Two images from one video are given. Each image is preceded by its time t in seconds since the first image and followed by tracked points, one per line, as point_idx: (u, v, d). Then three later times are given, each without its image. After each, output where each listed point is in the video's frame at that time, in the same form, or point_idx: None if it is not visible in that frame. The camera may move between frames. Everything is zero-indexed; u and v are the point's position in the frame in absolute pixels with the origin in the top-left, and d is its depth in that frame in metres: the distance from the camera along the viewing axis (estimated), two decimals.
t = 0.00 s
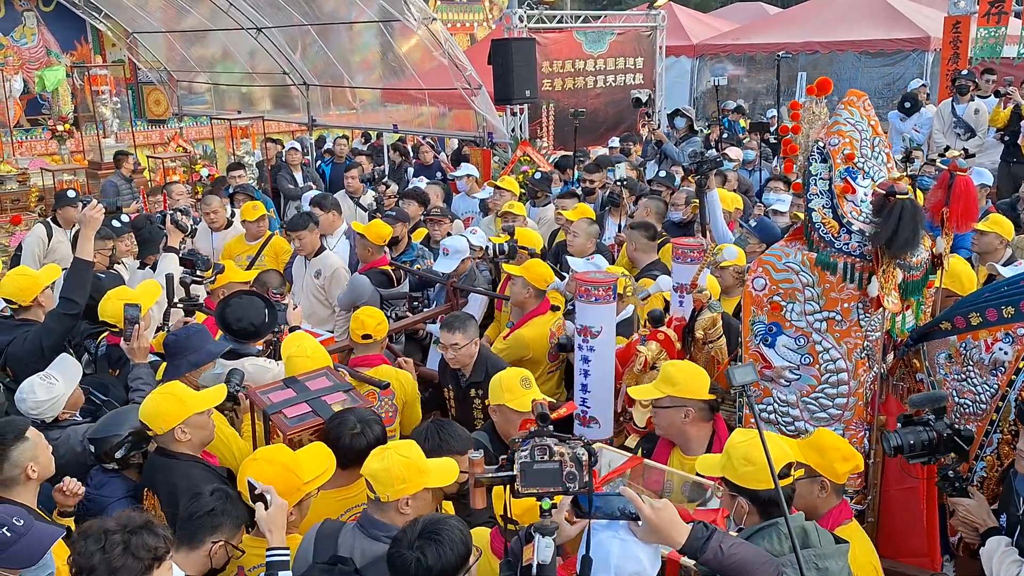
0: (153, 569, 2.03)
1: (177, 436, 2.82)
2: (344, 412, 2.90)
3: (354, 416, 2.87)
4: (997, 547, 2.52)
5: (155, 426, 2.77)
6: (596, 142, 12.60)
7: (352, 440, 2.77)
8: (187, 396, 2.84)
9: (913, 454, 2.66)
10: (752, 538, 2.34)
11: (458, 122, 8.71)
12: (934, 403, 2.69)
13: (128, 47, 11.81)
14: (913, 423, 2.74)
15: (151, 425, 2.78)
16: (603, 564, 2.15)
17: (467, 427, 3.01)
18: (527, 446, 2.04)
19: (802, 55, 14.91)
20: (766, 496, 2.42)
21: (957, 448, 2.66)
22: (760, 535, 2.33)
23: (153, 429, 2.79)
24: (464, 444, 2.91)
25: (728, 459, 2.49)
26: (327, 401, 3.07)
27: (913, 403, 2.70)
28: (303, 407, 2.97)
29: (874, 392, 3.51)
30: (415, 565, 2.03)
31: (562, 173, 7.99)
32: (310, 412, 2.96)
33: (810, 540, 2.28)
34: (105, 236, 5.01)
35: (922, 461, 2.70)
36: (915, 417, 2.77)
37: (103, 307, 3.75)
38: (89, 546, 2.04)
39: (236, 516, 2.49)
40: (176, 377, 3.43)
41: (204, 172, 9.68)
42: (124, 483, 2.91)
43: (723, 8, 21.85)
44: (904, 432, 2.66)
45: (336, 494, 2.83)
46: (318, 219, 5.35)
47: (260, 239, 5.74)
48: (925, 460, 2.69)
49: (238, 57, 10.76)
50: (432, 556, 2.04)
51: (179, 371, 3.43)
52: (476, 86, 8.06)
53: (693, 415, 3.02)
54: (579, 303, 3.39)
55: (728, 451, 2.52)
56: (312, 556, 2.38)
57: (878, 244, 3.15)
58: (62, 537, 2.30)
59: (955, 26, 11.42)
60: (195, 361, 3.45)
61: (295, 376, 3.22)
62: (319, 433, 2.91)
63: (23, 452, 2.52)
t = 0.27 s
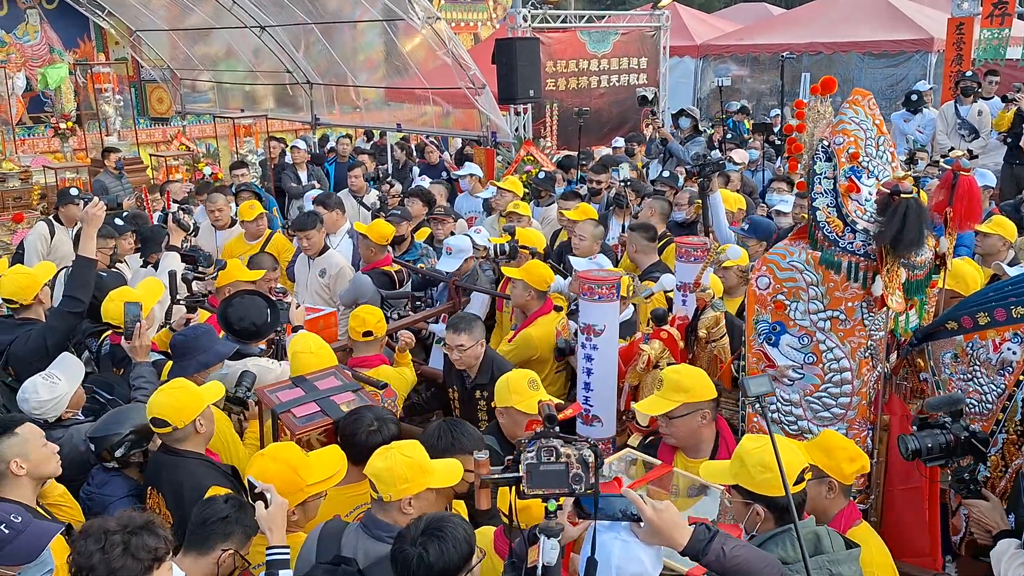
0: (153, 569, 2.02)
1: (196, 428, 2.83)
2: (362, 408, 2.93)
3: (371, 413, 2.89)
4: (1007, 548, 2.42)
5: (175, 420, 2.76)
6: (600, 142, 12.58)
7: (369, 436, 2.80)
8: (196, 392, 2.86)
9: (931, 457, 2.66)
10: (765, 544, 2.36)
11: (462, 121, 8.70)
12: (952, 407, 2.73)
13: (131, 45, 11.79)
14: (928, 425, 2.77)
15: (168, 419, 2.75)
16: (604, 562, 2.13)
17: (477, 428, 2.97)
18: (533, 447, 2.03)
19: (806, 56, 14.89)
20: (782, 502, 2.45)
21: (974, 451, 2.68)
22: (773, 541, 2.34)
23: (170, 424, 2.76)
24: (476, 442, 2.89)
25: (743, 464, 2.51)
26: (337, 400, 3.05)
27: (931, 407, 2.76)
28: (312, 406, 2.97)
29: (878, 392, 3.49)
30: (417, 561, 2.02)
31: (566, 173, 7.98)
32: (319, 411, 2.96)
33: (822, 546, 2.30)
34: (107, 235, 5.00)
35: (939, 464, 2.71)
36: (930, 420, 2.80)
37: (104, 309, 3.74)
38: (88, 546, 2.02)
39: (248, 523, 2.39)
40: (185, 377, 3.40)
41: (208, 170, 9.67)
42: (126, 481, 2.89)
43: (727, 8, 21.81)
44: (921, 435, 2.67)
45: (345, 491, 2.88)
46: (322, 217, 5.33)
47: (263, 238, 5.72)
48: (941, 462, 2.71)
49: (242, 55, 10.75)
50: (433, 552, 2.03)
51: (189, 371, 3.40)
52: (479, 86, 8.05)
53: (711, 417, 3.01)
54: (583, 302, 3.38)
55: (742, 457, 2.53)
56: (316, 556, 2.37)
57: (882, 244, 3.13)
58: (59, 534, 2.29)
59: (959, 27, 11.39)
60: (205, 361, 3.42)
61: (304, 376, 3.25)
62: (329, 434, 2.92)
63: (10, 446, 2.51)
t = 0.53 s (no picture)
0: (151, 572, 2.02)
1: (202, 427, 2.86)
2: (364, 408, 2.94)
3: (372, 411, 2.90)
4: (1011, 548, 2.41)
5: (183, 419, 2.77)
6: (600, 141, 12.57)
7: (370, 435, 2.82)
8: (199, 391, 2.87)
9: (944, 458, 2.62)
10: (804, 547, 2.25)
11: (462, 121, 8.70)
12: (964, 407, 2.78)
13: (131, 47, 11.79)
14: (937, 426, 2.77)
15: (175, 418, 2.76)
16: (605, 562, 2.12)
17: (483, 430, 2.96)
18: (531, 449, 2.03)
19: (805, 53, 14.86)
20: (827, 510, 2.36)
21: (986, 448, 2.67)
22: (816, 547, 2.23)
23: (177, 423, 2.77)
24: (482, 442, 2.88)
25: (784, 469, 2.44)
26: (336, 401, 3.05)
27: (941, 406, 2.80)
28: (312, 407, 2.98)
29: (877, 392, 3.48)
30: (415, 560, 2.02)
31: (565, 172, 7.98)
32: (319, 412, 2.97)
33: (864, 556, 2.22)
34: (107, 237, 5.00)
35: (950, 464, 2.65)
36: (940, 419, 2.78)
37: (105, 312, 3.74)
38: (86, 550, 2.02)
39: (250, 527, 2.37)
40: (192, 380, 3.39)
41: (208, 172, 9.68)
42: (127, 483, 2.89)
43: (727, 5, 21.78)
44: (935, 435, 2.62)
45: (350, 491, 2.88)
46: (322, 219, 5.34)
47: (262, 239, 5.73)
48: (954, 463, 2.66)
49: (241, 57, 10.76)
50: (431, 551, 2.03)
51: (195, 374, 3.39)
52: (479, 85, 8.05)
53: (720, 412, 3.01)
54: (580, 304, 3.37)
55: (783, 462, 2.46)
56: (318, 556, 2.37)
57: (879, 245, 3.13)
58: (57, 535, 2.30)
59: (959, 24, 11.36)
60: (212, 365, 3.41)
61: (302, 379, 3.25)
62: (330, 435, 2.91)
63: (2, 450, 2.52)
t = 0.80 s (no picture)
0: None
1: (201, 430, 2.85)
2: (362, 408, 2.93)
3: (371, 411, 2.89)
4: (1010, 544, 2.39)
5: (181, 421, 2.78)
6: (598, 141, 12.56)
7: (369, 433, 2.81)
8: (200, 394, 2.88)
9: (948, 461, 2.65)
10: (848, 558, 2.17)
11: (460, 121, 8.70)
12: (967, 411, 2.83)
13: (128, 49, 11.77)
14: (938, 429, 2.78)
15: (173, 420, 2.77)
16: (606, 560, 2.13)
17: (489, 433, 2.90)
18: (526, 452, 2.01)
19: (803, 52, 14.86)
20: (871, 514, 2.33)
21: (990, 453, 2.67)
22: (861, 553, 2.17)
23: (176, 425, 2.78)
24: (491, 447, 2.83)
25: (829, 473, 2.42)
26: (334, 402, 3.04)
27: (947, 410, 2.85)
28: (310, 409, 2.96)
29: (872, 390, 3.45)
30: (414, 558, 2.01)
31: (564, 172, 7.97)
32: (318, 413, 2.95)
33: (908, 563, 2.21)
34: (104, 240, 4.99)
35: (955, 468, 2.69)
36: (943, 422, 2.79)
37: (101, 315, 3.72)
38: (79, 558, 2.00)
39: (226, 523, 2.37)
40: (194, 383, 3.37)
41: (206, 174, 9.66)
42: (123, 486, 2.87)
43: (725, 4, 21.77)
44: (939, 439, 2.66)
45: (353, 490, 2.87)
46: (320, 220, 5.32)
47: (259, 241, 5.71)
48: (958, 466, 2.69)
49: (239, 59, 10.75)
50: (430, 549, 2.01)
51: (197, 377, 3.38)
52: (477, 85, 8.05)
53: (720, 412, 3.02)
54: (576, 305, 3.35)
55: (828, 467, 2.44)
56: (318, 559, 2.35)
57: (872, 244, 3.12)
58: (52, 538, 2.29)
59: (956, 22, 11.36)
60: (213, 366, 3.40)
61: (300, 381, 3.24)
62: (328, 436, 2.90)
63: None
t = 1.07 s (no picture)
0: None
1: (196, 435, 2.85)
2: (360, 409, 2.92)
3: (370, 413, 2.88)
4: (1008, 538, 2.39)
5: (175, 426, 2.77)
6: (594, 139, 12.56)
7: (367, 434, 2.79)
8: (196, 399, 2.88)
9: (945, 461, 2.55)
10: (875, 563, 2.10)
11: (455, 122, 8.70)
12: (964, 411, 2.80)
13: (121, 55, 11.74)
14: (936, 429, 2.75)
15: (168, 426, 2.77)
16: (601, 555, 2.11)
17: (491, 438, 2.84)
18: (515, 453, 2.01)
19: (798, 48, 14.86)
20: (888, 514, 2.30)
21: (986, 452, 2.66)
22: (887, 558, 2.11)
23: (170, 430, 2.78)
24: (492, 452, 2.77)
25: (843, 475, 2.39)
26: (330, 406, 3.03)
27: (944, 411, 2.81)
28: (307, 413, 2.95)
29: (864, 383, 3.45)
30: (411, 555, 2.00)
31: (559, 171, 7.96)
32: (314, 417, 2.94)
33: (934, 567, 2.13)
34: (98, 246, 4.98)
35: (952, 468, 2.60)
36: (940, 422, 2.78)
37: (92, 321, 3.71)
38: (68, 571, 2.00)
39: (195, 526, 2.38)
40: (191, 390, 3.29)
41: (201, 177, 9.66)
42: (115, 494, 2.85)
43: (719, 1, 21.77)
44: (937, 440, 2.57)
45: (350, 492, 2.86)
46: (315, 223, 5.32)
47: (254, 245, 5.71)
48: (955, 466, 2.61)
49: (233, 62, 10.74)
50: (427, 547, 2.00)
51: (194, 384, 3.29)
52: (471, 86, 8.06)
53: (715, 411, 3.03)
54: (570, 304, 3.34)
55: (843, 468, 2.41)
56: (311, 563, 2.33)
57: (862, 237, 3.11)
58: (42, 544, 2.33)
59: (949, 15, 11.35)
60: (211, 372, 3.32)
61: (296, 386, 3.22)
62: (325, 440, 2.88)
63: None
